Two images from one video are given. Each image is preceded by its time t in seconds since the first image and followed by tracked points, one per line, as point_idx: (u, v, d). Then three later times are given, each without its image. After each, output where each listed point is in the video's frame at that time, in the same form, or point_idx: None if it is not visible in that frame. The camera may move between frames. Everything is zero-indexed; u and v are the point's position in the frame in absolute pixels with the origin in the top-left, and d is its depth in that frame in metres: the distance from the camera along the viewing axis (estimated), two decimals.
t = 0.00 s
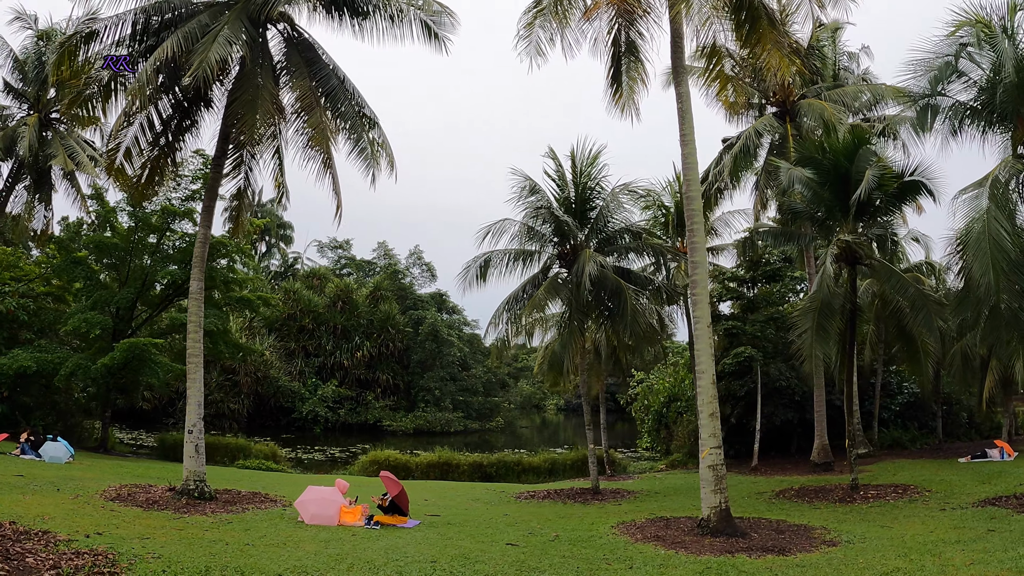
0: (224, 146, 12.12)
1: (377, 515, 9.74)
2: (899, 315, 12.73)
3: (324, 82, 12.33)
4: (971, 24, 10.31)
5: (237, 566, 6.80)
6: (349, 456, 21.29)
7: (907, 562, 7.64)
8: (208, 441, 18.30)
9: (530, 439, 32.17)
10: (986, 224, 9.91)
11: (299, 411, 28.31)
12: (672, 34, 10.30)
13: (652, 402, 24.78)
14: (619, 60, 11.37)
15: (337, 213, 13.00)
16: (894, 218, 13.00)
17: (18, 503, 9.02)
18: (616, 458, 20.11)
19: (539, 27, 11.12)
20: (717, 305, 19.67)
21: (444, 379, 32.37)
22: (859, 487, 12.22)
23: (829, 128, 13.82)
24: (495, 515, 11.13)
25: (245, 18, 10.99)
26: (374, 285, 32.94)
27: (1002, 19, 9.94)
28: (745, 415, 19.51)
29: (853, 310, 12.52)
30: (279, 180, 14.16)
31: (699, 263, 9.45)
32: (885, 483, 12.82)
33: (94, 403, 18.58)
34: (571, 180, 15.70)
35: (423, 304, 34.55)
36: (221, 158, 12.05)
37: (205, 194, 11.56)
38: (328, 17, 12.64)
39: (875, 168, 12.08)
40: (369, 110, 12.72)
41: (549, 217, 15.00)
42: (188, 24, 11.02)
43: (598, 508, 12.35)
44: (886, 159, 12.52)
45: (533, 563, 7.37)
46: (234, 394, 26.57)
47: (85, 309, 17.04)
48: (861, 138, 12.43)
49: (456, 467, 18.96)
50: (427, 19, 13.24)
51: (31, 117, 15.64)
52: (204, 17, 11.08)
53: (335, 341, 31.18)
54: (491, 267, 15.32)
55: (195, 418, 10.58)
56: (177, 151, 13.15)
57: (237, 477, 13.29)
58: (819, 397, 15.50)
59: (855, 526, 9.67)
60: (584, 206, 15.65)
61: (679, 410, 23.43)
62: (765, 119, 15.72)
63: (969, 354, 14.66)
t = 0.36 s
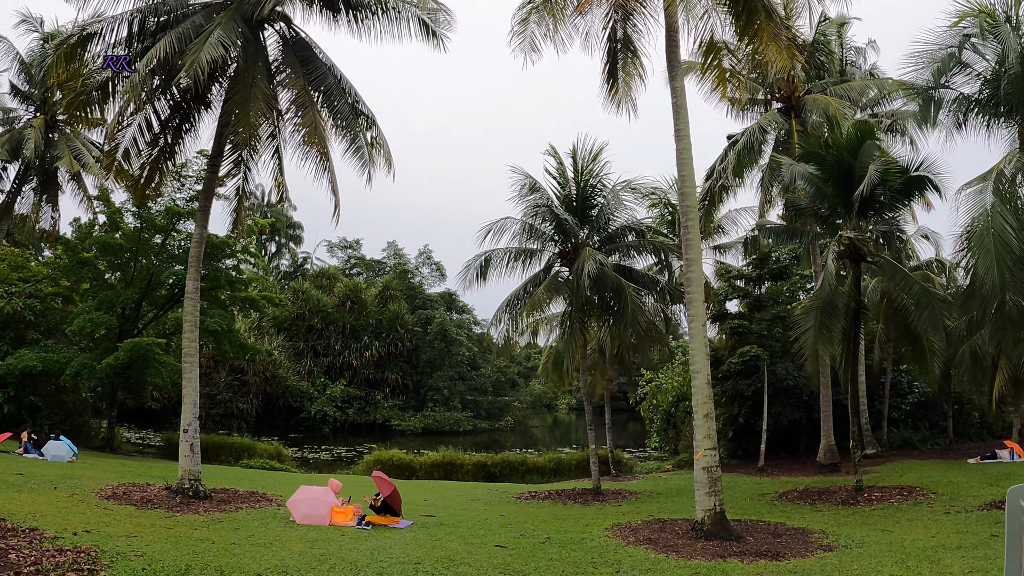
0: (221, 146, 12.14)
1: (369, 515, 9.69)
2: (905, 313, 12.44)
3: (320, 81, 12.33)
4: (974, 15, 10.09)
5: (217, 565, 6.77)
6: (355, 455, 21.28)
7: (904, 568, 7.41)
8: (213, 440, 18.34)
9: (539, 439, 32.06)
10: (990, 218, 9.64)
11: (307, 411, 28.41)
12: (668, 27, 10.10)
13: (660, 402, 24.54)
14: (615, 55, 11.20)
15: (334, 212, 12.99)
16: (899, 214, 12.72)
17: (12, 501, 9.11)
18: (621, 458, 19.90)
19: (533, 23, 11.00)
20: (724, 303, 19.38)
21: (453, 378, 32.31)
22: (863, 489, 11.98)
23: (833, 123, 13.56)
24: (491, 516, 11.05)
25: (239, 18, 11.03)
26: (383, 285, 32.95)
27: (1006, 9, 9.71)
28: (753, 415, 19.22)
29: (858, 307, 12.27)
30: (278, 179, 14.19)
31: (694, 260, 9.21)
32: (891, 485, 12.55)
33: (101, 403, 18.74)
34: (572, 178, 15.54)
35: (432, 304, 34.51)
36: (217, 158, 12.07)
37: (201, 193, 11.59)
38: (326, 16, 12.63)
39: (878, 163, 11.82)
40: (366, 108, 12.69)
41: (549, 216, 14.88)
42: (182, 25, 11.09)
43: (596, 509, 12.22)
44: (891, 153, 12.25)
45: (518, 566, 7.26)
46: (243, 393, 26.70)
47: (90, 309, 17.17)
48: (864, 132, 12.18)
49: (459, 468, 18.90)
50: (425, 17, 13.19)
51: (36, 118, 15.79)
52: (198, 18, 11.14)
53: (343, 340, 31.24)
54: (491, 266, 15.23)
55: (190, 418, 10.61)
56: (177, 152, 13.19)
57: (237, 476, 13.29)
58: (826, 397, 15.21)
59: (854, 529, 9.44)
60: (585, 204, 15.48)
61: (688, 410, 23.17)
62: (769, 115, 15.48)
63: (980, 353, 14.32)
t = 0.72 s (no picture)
0: (220, 146, 12.22)
1: (364, 514, 9.69)
2: (908, 311, 12.25)
3: (318, 81, 12.35)
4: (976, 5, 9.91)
5: (202, 562, 6.86)
6: (361, 455, 21.27)
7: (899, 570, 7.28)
8: (219, 440, 18.42)
9: (548, 438, 31.95)
10: (992, 213, 9.47)
11: (317, 411, 28.52)
12: (661, 22, 10.00)
13: (669, 401, 24.33)
14: (611, 52, 11.10)
15: (334, 212, 13.03)
16: (904, 210, 12.51)
17: (12, 498, 9.31)
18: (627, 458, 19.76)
19: (528, 20, 10.91)
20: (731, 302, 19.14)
21: (462, 378, 32.27)
22: (866, 489, 11.88)
23: (837, 118, 13.37)
24: (487, 516, 11.03)
25: (234, 19, 11.11)
26: (392, 285, 32.91)
27: None
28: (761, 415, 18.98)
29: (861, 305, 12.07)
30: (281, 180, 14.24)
31: (687, 258, 9.04)
32: (895, 487, 12.36)
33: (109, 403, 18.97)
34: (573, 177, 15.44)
35: (442, 304, 34.49)
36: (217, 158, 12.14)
37: (200, 194, 11.67)
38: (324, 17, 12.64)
39: (880, 157, 11.63)
40: (364, 108, 12.69)
41: (550, 214, 14.78)
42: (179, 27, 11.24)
43: (596, 509, 12.15)
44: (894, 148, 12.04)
45: (505, 566, 7.22)
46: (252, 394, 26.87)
47: (98, 310, 17.37)
48: (867, 127, 11.99)
49: (464, 467, 18.81)
50: (424, 16, 13.16)
51: (43, 122, 15.99)
52: (195, 20, 11.28)
53: (353, 340, 31.30)
54: (493, 265, 15.20)
55: (188, 416, 10.72)
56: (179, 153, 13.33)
57: (240, 474, 13.38)
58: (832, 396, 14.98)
59: (852, 532, 9.29)
60: (586, 202, 15.34)
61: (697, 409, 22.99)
62: (772, 112, 15.31)
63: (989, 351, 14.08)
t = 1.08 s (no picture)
0: (216, 148, 12.31)
1: (355, 515, 9.72)
2: (908, 311, 12.18)
3: (314, 82, 12.34)
4: None
5: (187, 561, 6.96)
6: (365, 456, 21.19)
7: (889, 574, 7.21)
8: (223, 441, 18.40)
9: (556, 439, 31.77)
10: (990, 211, 9.42)
11: (323, 411, 28.57)
12: (652, 18, 9.91)
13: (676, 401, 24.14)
14: (605, 50, 11.01)
15: (331, 212, 13.04)
16: (905, 207, 12.37)
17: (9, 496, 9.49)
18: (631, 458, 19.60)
19: (521, 19, 10.84)
20: (734, 301, 18.93)
21: (469, 379, 32.19)
22: (866, 491, 11.79)
23: (837, 115, 13.20)
24: (482, 517, 11.00)
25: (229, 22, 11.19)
26: (399, 285, 32.84)
27: None
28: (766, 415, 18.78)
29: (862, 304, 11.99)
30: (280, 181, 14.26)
31: (679, 256, 8.92)
32: (895, 488, 12.29)
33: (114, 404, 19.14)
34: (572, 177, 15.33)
35: (449, 304, 34.40)
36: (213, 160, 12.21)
37: (196, 196, 11.75)
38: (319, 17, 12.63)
39: (879, 154, 11.49)
40: (359, 108, 12.68)
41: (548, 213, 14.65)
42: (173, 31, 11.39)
43: (593, 510, 12.10)
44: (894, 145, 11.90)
45: (490, 567, 7.22)
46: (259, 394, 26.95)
47: (102, 311, 17.52)
48: (866, 123, 11.84)
49: (466, 467, 18.48)
50: (420, 16, 13.13)
51: (48, 124, 16.20)
52: (190, 23, 11.46)
53: (359, 341, 31.34)
54: (491, 265, 15.17)
55: (184, 417, 10.85)
56: (178, 155, 13.45)
57: (239, 474, 13.46)
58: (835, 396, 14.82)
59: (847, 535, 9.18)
60: (585, 201, 15.03)
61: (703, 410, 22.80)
62: (773, 109, 15.15)
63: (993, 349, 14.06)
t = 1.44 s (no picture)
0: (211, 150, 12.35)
1: (348, 516, 9.67)
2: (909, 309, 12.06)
3: (308, 83, 12.40)
4: None
5: (171, 561, 6.98)
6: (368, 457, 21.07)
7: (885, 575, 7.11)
8: (227, 443, 18.18)
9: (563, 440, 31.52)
10: (988, 206, 9.33)
11: (329, 414, 28.55)
12: (643, 13, 9.79)
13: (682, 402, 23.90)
14: (598, 47, 10.87)
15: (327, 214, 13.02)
16: (907, 203, 12.21)
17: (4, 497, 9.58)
18: (635, 459, 19.33)
19: (513, 16, 10.73)
20: (738, 300, 18.66)
21: (474, 381, 32.04)
22: (870, 491, 11.67)
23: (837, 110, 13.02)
24: (479, 519, 10.91)
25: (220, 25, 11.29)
26: (404, 287, 32.71)
27: None
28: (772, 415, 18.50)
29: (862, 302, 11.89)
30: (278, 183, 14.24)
31: (671, 253, 8.75)
32: (899, 488, 12.21)
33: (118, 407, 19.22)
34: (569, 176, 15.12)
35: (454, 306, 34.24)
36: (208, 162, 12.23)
37: (191, 198, 11.78)
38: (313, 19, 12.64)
39: (878, 149, 11.32)
40: (353, 109, 12.71)
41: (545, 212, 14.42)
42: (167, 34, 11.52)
43: (592, 511, 11.98)
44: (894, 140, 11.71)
45: (478, 568, 7.15)
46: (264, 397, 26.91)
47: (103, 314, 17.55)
48: (866, 118, 11.67)
49: (469, 469, 18.02)
50: (414, 16, 13.08)
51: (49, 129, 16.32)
52: (183, 26, 11.62)
53: (365, 343, 31.29)
54: (490, 266, 15.10)
55: (179, 418, 10.90)
56: (175, 158, 13.52)
57: (240, 477, 13.45)
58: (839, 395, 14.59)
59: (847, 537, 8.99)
60: (583, 201, 14.80)
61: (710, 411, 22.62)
62: (773, 105, 14.95)
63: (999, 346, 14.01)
